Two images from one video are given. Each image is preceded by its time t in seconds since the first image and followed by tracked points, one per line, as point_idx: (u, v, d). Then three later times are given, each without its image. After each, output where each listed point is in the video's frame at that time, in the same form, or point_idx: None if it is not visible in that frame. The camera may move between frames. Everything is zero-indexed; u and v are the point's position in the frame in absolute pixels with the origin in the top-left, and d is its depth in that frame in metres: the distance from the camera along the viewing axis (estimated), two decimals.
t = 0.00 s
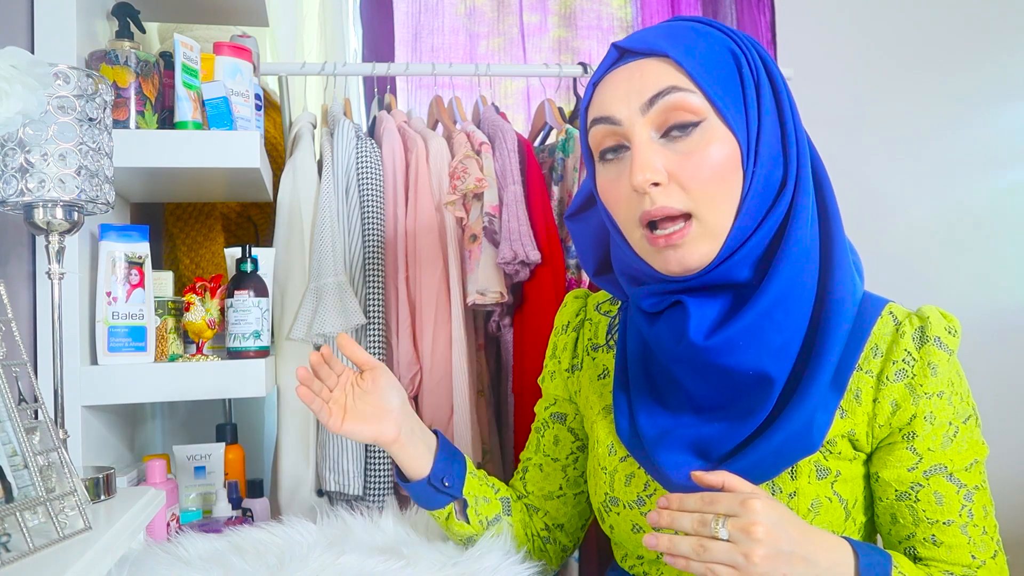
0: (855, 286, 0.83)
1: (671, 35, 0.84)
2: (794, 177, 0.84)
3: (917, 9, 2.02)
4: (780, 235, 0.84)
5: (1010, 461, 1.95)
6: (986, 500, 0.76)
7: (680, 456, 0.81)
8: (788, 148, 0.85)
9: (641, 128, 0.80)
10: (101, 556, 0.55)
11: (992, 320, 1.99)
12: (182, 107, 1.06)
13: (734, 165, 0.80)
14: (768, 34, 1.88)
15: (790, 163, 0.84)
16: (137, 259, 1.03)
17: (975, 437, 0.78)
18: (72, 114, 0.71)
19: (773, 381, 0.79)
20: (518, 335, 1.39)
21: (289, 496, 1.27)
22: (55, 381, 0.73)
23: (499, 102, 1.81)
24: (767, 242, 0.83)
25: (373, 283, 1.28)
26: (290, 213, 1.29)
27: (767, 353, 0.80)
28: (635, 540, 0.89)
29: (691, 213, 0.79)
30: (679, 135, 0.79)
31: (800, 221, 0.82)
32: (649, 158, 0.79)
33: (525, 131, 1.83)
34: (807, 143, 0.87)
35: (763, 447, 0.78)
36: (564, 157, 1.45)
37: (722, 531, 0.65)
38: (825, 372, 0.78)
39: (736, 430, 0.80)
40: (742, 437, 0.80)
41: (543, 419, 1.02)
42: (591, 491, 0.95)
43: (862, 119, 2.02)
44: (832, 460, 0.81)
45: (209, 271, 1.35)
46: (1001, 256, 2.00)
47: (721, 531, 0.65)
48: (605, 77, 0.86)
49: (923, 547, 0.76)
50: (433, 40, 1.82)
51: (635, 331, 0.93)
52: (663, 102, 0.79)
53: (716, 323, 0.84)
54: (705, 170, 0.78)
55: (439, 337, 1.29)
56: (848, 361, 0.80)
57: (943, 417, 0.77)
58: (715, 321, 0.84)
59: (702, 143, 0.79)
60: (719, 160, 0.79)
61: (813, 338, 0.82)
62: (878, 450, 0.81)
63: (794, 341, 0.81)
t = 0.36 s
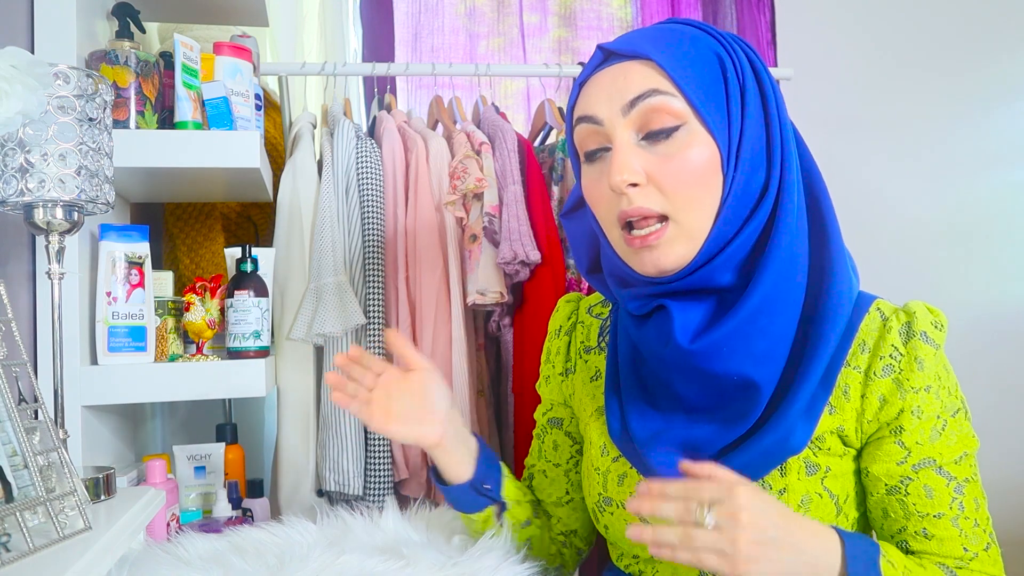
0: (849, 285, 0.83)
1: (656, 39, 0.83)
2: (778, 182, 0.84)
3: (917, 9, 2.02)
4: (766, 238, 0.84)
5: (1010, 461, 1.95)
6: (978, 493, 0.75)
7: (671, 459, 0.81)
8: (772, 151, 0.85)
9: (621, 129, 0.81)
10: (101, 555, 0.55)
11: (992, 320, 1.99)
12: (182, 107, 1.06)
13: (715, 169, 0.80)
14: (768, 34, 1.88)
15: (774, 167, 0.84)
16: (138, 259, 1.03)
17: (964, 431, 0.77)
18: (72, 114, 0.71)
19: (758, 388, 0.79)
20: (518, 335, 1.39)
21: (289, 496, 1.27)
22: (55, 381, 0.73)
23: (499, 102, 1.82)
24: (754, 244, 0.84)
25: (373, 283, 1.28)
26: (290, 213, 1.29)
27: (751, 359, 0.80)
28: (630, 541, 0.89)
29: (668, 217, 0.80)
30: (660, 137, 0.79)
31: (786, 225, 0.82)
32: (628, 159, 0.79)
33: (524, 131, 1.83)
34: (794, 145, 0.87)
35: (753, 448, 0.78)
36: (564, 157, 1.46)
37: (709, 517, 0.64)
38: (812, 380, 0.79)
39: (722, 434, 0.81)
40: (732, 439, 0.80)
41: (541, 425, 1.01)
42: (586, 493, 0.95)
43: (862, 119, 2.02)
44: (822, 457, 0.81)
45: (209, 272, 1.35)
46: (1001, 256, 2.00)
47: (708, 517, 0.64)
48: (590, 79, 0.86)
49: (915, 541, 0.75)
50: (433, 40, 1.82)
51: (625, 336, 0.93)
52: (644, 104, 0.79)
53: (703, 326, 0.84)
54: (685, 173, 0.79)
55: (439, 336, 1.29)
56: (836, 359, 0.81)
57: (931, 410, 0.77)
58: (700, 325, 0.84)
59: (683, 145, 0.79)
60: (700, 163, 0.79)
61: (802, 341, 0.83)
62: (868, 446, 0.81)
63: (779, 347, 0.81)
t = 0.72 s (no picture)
0: (848, 281, 0.83)
1: (660, 37, 0.84)
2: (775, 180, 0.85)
3: (917, 9, 2.02)
4: (761, 233, 0.85)
5: (1010, 461, 1.95)
6: (968, 485, 0.73)
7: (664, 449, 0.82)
8: (770, 150, 0.85)
9: (621, 122, 0.82)
10: (101, 556, 0.55)
11: (992, 320, 1.99)
12: (182, 107, 1.06)
13: (711, 163, 0.81)
14: (768, 34, 1.88)
15: (771, 164, 0.85)
16: (137, 259, 1.03)
17: (952, 420, 0.75)
18: (72, 114, 0.71)
19: (750, 374, 0.79)
20: (518, 335, 1.39)
21: (289, 497, 1.26)
22: (55, 381, 0.73)
23: (499, 102, 1.82)
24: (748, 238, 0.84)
25: (373, 283, 1.28)
26: (290, 214, 1.29)
27: (744, 346, 0.80)
28: (627, 537, 0.89)
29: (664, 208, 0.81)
30: (658, 131, 0.81)
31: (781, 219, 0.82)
32: (626, 152, 0.81)
33: (524, 131, 1.83)
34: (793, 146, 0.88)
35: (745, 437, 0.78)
36: (564, 156, 1.46)
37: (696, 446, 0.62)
38: (803, 364, 0.78)
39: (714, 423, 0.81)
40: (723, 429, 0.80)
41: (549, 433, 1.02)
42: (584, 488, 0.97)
43: (862, 119, 2.02)
44: (816, 445, 0.81)
45: (209, 271, 1.35)
46: (1002, 255, 2.00)
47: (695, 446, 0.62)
48: (593, 74, 0.87)
49: (900, 530, 0.73)
50: (433, 40, 1.82)
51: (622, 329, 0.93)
52: (643, 98, 0.81)
53: (697, 314, 0.85)
54: (681, 167, 0.80)
55: (439, 337, 1.30)
56: (830, 349, 0.81)
57: (915, 396, 0.76)
58: (695, 312, 0.84)
59: (680, 139, 0.80)
60: (696, 158, 0.80)
61: (795, 334, 0.82)
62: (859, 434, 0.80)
63: (773, 336, 0.81)
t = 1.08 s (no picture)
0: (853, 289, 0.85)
1: (701, 34, 0.87)
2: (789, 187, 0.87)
3: (917, 9, 2.02)
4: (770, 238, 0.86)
5: (1010, 461, 1.95)
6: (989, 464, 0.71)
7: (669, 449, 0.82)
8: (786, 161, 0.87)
9: (657, 102, 0.84)
10: (101, 556, 0.55)
11: (992, 320, 1.99)
12: (182, 107, 1.06)
13: (736, 158, 0.83)
14: (768, 34, 1.88)
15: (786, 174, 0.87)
16: (137, 259, 1.03)
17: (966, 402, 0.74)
18: (72, 114, 0.71)
19: (755, 375, 0.80)
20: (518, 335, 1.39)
21: (290, 497, 1.26)
22: (55, 381, 0.73)
23: (499, 102, 1.82)
24: (756, 240, 0.85)
25: (373, 284, 1.28)
26: (290, 214, 1.29)
27: (749, 347, 0.81)
28: (631, 537, 0.90)
29: (689, 190, 0.82)
30: (693, 117, 0.83)
31: (791, 224, 0.84)
32: (659, 132, 0.82)
33: (524, 131, 1.83)
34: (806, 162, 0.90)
35: (749, 438, 0.79)
36: (564, 156, 1.45)
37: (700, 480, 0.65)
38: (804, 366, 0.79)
39: (718, 425, 0.81)
40: (727, 429, 0.80)
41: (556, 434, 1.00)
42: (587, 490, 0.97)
43: (862, 119, 2.02)
44: (819, 445, 0.80)
45: (209, 271, 1.35)
46: (1001, 255, 2.00)
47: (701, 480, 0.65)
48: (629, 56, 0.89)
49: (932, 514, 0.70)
50: (433, 40, 1.82)
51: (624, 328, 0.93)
52: (682, 82, 0.83)
53: (702, 314, 0.85)
54: (710, 154, 0.81)
55: (439, 338, 1.30)
56: (831, 346, 0.81)
57: (927, 384, 0.75)
58: (700, 312, 0.85)
59: (711, 128, 0.82)
60: (724, 148, 0.82)
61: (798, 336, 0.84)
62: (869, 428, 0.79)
63: (778, 339, 0.82)
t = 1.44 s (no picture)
0: (868, 292, 0.86)
1: (712, 38, 0.88)
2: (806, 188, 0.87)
3: (917, 10, 2.02)
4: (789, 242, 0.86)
5: (1010, 461, 1.95)
6: (978, 485, 0.79)
7: (690, 453, 0.82)
8: (801, 161, 0.88)
9: (670, 108, 0.84)
10: (101, 556, 0.55)
11: (992, 320, 1.99)
12: (182, 107, 1.06)
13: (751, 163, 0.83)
14: (768, 34, 1.88)
15: (802, 173, 0.88)
16: (137, 259, 1.03)
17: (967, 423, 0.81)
18: (72, 114, 0.71)
19: (780, 381, 0.81)
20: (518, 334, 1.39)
21: (289, 496, 1.26)
22: (55, 381, 0.73)
23: (499, 102, 1.82)
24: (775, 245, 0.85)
25: (373, 284, 1.28)
26: (290, 214, 1.29)
27: (774, 353, 0.82)
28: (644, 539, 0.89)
29: (703, 199, 0.82)
30: (706, 123, 0.83)
31: (812, 227, 0.84)
32: (672, 138, 0.82)
33: (525, 131, 1.83)
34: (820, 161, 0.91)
35: (772, 442, 0.79)
36: (564, 157, 1.45)
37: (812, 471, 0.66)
38: (826, 375, 0.80)
39: (739, 429, 0.82)
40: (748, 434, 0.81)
41: (566, 437, 0.97)
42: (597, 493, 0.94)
43: (862, 119, 2.02)
44: (837, 449, 0.82)
45: (209, 272, 1.35)
46: (1001, 256, 2.01)
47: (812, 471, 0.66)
48: (642, 63, 0.90)
49: (926, 530, 0.77)
50: (433, 40, 1.82)
51: (637, 321, 0.92)
52: (694, 87, 0.83)
53: (725, 320, 0.85)
54: (724, 160, 0.81)
55: (439, 338, 1.30)
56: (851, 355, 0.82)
57: (944, 401, 0.80)
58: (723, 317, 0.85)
59: (724, 134, 0.82)
60: (737, 154, 0.82)
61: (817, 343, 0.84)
62: (879, 436, 0.83)
63: (800, 343, 0.83)
